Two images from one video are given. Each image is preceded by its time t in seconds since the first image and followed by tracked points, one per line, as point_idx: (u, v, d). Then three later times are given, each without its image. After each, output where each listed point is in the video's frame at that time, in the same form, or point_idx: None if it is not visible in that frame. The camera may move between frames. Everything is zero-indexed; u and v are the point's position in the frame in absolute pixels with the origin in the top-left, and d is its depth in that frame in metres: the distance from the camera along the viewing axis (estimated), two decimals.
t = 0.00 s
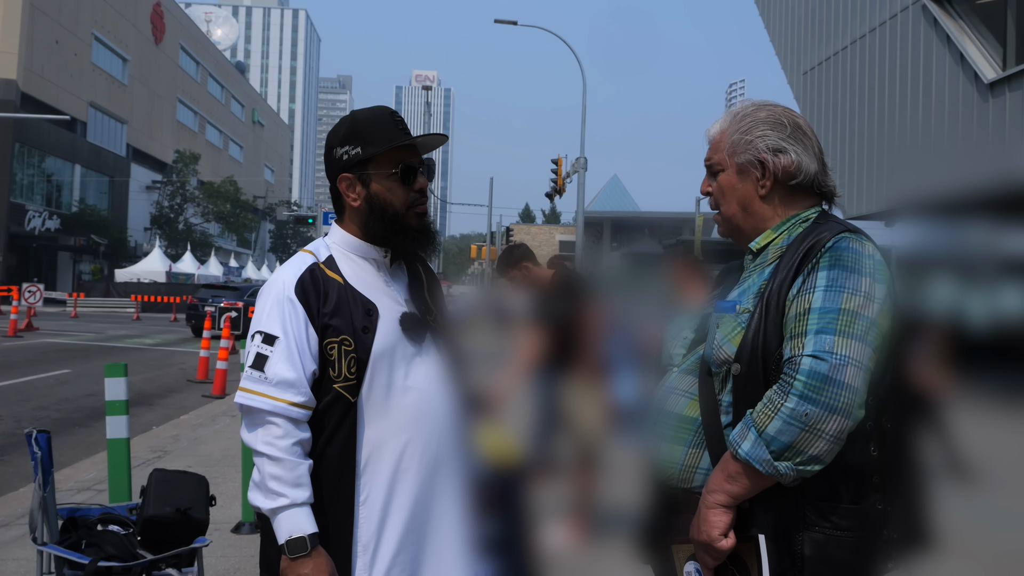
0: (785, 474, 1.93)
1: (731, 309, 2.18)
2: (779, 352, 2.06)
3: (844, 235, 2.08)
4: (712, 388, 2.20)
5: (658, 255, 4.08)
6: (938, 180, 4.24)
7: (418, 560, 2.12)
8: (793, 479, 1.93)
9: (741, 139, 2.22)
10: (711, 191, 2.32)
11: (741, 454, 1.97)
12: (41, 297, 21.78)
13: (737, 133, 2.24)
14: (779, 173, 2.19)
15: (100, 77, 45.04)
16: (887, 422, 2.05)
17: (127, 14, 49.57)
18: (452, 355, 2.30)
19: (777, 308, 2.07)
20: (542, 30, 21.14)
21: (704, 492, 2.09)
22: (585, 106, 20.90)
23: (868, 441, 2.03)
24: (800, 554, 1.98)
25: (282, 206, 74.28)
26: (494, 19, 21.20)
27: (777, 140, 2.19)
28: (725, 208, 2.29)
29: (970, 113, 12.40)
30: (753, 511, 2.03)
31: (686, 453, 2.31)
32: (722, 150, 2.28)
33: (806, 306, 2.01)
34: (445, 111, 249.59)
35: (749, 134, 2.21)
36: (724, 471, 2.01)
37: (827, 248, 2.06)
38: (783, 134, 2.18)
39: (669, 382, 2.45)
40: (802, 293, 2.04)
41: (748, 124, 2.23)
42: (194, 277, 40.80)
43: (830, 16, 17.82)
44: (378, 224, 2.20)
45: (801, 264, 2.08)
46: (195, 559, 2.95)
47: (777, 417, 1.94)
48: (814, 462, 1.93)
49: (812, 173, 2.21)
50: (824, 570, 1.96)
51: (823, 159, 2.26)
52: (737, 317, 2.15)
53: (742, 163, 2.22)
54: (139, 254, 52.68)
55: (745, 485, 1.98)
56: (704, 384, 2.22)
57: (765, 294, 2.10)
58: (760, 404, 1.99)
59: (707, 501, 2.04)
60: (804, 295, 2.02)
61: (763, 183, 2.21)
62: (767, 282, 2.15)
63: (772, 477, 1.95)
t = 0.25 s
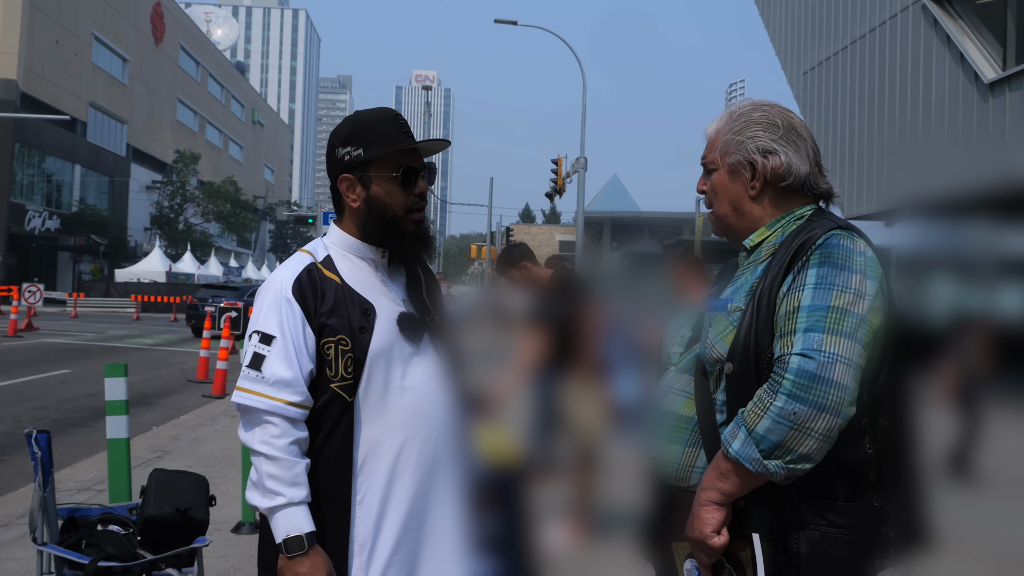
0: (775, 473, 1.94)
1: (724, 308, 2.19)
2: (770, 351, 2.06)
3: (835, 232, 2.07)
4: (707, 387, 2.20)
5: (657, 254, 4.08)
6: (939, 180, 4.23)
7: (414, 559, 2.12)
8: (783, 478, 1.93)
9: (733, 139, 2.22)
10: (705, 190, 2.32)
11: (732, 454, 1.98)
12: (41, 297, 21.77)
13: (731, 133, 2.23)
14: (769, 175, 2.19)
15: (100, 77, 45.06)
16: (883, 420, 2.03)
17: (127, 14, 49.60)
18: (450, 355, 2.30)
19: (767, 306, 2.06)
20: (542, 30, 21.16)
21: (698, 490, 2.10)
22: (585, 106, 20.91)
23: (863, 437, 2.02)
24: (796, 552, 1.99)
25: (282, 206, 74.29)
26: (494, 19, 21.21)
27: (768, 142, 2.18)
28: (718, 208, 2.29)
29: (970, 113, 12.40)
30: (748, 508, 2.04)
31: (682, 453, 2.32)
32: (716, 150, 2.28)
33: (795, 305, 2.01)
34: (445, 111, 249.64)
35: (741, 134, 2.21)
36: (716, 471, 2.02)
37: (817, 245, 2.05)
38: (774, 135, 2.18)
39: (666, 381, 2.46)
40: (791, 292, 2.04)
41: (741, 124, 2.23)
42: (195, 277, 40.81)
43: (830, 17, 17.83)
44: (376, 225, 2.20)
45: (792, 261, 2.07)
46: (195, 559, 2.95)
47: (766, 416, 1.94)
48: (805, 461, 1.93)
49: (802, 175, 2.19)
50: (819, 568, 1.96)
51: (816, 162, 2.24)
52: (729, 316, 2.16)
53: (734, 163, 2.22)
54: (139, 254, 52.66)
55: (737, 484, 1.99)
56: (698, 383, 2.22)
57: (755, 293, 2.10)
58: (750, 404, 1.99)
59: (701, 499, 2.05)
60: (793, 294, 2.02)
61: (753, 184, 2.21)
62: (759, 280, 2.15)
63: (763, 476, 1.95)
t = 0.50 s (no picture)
0: (766, 475, 1.93)
1: (716, 310, 2.21)
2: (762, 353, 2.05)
3: (828, 234, 2.05)
4: (701, 389, 2.21)
5: (658, 254, 4.07)
6: (938, 181, 4.10)
7: (413, 560, 2.12)
8: (774, 480, 1.93)
9: (727, 139, 2.22)
10: (700, 190, 2.31)
11: (723, 456, 1.98)
12: (41, 297, 21.76)
13: (725, 133, 2.23)
14: (761, 176, 2.19)
15: (99, 77, 45.08)
16: (876, 422, 2.02)
17: (127, 14, 49.61)
18: (449, 356, 2.30)
19: (759, 308, 2.06)
20: (542, 30, 21.16)
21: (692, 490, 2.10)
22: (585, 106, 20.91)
23: (856, 438, 2.01)
24: (790, 553, 1.98)
25: (281, 206, 74.29)
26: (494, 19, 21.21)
27: (761, 142, 2.18)
28: (712, 207, 2.29)
29: (970, 113, 12.40)
30: (742, 509, 2.04)
31: (678, 454, 2.35)
32: (709, 150, 2.27)
33: (785, 307, 2.00)
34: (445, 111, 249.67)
35: (735, 134, 2.21)
36: (708, 473, 2.02)
37: (809, 247, 2.04)
38: (767, 135, 2.18)
39: (664, 382, 2.48)
40: (782, 294, 2.03)
41: (735, 125, 2.23)
42: (195, 277, 40.81)
43: (830, 17, 17.83)
44: (379, 225, 2.20)
45: (784, 262, 2.06)
46: (194, 559, 2.94)
47: (755, 418, 1.94)
48: (796, 462, 1.92)
49: (795, 176, 2.19)
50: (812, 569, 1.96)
51: (810, 162, 2.24)
52: (722, 318, 2.17)
53: (727, 163, 2.22)
54: (139, 254, 52.64)
55: (727, 486, 1.99)
56: (693, 385, 2.24)
57: (747, 296, 2.10)
58: (741, 405, 1.99)
59: (694, 500, 2.05)
60: (784, 296, 2.01)
61: (746, 184, 2.21)
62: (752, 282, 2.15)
63: (753, 478, 1.95)
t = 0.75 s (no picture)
0: (755, 474, 1.93)
1: (711, 310, 2.23)
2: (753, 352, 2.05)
3: (823, 233, 2.05)
4: (697, 388, 2.23)
5: (658, 254, 4.08)
6: (938, 181, 4.12)
7: (414, 560, 2.12)
8: (762, 477, 1.93)
9: (722, 140, 2.23)
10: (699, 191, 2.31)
11: (711, 453, 1.99)
12: (41, 297, 21.77)
13: (721, 133, 2.24)
14: (758, 174, 2.19)
15: (100, 77, 45.11)
16: (866, 422, 2.02)
17: (127, 14, 49.61)
18: (450, 356, 2.30)
19: (753, 307, 2.06)
20: (542, 30, 21.17)
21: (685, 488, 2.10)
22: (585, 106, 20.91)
23: (849, 438, 2.00)
24: (782, 551, 1.98)
25: (282, 206, 74.31)
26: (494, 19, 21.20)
27: (756, 141, 2.18)
28: (710, 208, 2.29)
29: (970, 113, 12.41)
30: (734, 507, 2.05)
31: (673, 450, 2.36)
32: (705, 152, 2.28)
33: (776, 306, 2.00)
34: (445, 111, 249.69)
35: (731, 134, 2.22)
36: (700, 472, 2.03)
37: (803, 246, 2.04)
38: (763, 134, 2.18)
39: (663, 380, 2.49)
40: (774, 293, 2.03)
41: (728, 127, 2.24)
42: (195, 277, 40.81)
43: (830, 17, 17.83)
44: (380, 224, 2.20)
45: (778, 261, 2.06)
46: (194, 559, 2.94)
47: (743, 416, 1.95)
48: (785, 461, 1.92)
49: (791, 171, 2.19)
50: (804, 567, 1.96)
51: (807, 160, 2.23)
52: (716, 317, 2.19)
53: (723, 163, 2.22)
54: (139, 254, 52.63)
55: (717, 484, 1.99)
56: (689, 383, 2.26)
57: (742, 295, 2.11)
58: (731, 404, 1.99)
59: (686, 498, 2.06)
60: (775, 295, 2.02)
61: (744, 184, 2.20)
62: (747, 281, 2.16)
63: (741, 476, 1.95)
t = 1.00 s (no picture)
0: (750, 474, 1.94)
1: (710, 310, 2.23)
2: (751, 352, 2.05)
3: (823, 235, 2.04)
4: (696, 387, 2.23)
5: (659, 255, 4.09)
6: (938, 180, 4.14)
7: (417, 560, 2.12)
8: (757, 477, 1.93)
9: (721, 142, 2.23)
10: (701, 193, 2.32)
11: (707, 452, 1.99)
12: (41, 297, 21.76)
13: (720, 135, 2.24)
14: (757, 174, 2.19)
15: (100, 77, 45.12)
16: (864, 425, 2.02)
17: (127, 14, 49.62)
18: (451, 356, 2.30)
19: (751, 308, 2.06)
20: (542, 30, 21.16)
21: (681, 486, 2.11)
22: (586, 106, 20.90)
23: (846, 441, 2.01)
24: (775, 551, 1.98)
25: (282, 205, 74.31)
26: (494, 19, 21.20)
27: (755, 141, 2.19)
28: (712, 209, 2.29)
29: (970, 113, 12.40)
30: (729, 506, 2.05)
31: (670, 449, 2.37)
32: (706, 154, 2.29)
33: (775, 307, 2.00)
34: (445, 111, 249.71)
35: (730, 136, 2.22)
36: (696, 472, 2.03)
37: (803, 248, 2.03)
38: (761, 134, 2.18)
39: (662, 379, 2.49)
40: (774, 294, 2.03)
41: (727, 129, 2.24)
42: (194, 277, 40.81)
43: (830, 16, 17.83)
44: (383, 225, 2.20)
45: (777, 262, 2.06)
46: (194, 559, 2.94)
47: (739, 417, 1.95)
48: (780, 461, 1.93)
49: (790, 171, 2.18)
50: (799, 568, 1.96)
51: (807, 158, 2.23)
52: (716, 317, 2.19)
53: (723, 165, 2.22)
54: (139, 254, 52.62)
55: (713, 484, 2.00)
56: (687, 383, 2.27)
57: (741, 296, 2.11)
58: (727, 403, 1.99)
59: (682, 497, 2.06)
60: (774, 296, 2.02)
61: (744, 185, 2.21)
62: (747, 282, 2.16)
63: (736, 475, 1.95)
